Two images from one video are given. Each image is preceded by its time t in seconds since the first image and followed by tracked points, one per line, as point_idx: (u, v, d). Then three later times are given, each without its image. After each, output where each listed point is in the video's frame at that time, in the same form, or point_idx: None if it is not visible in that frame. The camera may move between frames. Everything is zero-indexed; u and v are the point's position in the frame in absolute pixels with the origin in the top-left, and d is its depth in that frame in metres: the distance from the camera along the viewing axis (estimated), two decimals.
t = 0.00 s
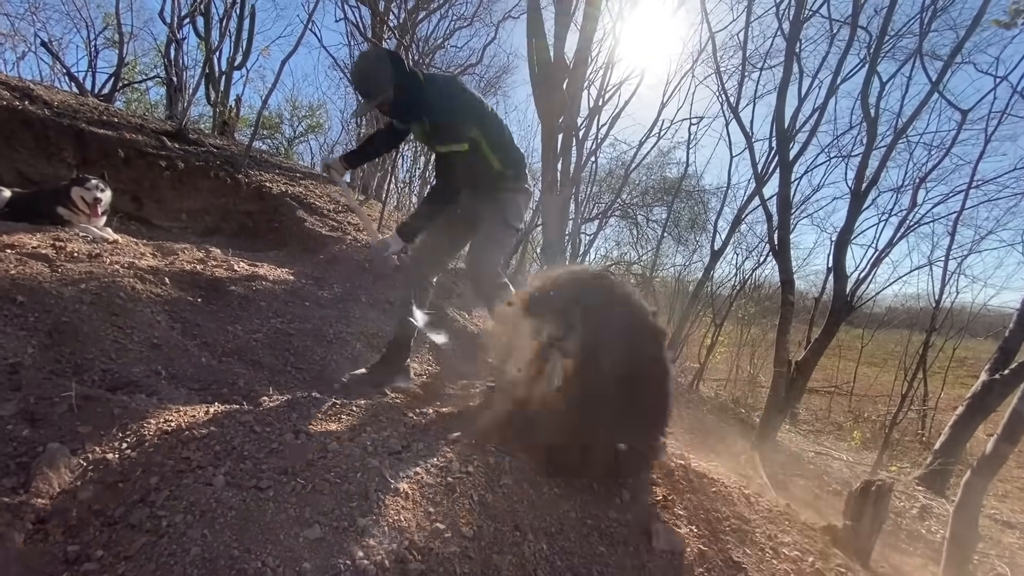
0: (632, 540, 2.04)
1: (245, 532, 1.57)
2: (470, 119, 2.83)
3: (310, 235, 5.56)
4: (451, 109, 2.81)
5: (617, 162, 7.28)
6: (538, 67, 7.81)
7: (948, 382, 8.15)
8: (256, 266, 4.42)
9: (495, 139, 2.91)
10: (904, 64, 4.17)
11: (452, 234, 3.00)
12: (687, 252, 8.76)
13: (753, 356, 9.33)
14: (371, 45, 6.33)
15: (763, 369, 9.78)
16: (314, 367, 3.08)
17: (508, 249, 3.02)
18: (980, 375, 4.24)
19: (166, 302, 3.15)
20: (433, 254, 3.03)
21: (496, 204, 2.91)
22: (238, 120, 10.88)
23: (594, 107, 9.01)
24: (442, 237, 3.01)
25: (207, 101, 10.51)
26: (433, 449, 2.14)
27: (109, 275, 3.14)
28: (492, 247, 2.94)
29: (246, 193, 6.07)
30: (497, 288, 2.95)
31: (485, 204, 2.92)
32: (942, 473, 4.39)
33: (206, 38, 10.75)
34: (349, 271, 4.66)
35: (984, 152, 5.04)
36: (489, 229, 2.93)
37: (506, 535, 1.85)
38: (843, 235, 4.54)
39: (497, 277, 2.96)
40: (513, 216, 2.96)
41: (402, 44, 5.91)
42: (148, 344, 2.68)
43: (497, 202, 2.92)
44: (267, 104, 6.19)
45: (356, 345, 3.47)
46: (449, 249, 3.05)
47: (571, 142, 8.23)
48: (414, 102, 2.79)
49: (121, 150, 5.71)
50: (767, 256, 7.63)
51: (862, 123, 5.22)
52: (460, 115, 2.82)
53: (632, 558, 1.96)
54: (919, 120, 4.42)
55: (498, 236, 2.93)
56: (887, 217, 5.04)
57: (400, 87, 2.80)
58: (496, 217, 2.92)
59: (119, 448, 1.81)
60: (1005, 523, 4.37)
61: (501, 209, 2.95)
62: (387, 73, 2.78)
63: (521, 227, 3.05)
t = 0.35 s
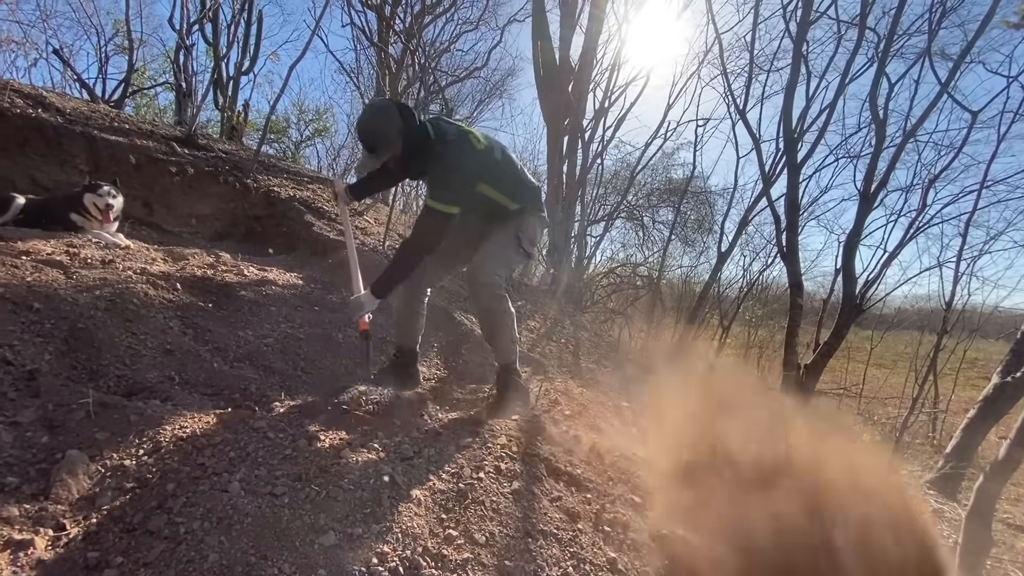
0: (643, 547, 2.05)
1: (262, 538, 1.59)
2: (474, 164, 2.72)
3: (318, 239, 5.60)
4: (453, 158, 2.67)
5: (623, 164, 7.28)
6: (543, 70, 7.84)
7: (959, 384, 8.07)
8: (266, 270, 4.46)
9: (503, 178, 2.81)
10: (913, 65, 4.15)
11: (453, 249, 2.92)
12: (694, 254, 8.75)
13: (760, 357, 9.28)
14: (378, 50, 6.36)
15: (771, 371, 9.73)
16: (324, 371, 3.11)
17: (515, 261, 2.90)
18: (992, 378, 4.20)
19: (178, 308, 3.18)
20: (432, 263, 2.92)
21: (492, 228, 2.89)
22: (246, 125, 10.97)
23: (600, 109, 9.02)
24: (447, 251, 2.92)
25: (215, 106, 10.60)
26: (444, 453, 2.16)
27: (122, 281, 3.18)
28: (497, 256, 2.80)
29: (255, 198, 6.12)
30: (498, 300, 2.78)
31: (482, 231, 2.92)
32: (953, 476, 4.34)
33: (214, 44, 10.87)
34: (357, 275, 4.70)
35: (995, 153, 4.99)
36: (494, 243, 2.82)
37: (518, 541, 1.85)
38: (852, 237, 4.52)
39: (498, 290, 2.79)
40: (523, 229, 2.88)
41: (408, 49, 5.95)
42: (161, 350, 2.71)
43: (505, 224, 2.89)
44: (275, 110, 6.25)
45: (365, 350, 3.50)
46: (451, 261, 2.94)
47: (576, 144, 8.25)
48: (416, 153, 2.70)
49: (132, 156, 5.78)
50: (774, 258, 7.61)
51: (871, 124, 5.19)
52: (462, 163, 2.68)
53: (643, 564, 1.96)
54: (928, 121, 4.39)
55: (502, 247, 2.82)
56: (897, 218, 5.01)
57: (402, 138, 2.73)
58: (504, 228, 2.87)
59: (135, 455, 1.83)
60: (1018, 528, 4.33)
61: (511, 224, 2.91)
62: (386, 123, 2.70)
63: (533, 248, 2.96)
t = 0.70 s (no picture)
0: (655, 554, 2.04)
1: (277, 543, 1.61)
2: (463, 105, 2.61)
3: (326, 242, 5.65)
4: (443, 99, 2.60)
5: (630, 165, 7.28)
6: (549, 72, 7.87)
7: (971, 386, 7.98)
8: (274, 274, 4.50)
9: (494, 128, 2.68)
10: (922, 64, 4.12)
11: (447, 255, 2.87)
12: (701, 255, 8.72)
13: (768, 359, 9.25)
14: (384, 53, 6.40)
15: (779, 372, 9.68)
16: (334, 374, 3.13)
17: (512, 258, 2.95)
18: (1006, 380, 4.16)
19: (189, 312, 3.21)
20: (430, 273, 2.87)
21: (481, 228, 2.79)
22: (253, 128, 11.06)
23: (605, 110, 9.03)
24: (441, 255, 2.85)
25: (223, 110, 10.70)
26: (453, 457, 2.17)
27: (134, 286, 3.21)
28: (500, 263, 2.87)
29: (263, 201, 6.17)
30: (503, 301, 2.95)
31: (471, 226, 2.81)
32: (966, 480, 4.30)
33: (222, 49, 10.97)
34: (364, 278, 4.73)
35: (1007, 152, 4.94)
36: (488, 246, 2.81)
37: (529, 547, 1.86)
38: (862, 238, 4.49)
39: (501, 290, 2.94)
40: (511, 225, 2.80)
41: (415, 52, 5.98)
42: (173, 354, 2.73)
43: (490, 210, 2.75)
44: (283, 114, 6.30)
45: (373, 353, 3.52)
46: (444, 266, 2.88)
47: (582, 146, 8.26)
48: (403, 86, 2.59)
49: (142, 161, 5.85)
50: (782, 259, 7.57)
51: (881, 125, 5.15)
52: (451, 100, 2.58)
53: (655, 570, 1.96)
54: (939, 121, 4.36)
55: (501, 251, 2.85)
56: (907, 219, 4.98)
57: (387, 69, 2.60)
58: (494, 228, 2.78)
59: (150, 460, 1.85)
60: None
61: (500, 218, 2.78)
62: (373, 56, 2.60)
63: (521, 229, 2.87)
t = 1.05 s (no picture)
0: (662, 553, 2.04)
1: (287, 541, 1.63)
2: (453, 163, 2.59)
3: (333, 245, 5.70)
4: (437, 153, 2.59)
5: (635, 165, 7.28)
6: (555, 73, 7.90)
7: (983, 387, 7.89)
8: (283, 276, 4.54)
9: (490, 174, 2.68)
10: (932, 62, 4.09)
11: (453, 253, 2.83)
12: (708, 256, 8.69)
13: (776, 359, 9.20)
14: (391, 56, 6.44)
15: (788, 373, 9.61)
16: (341, 375, 3.16)
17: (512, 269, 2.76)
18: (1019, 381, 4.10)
19: (200, 314, 3.25)
20: (429, 268, 2.81)
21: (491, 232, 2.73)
22: (262, 131, 11.16)
23: (611, 111, 9.04)
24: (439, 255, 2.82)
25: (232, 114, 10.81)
26: (458, 457, 2.18)
27: (146, 288, 3.25)
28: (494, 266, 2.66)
29: (272, 204, 6.24)
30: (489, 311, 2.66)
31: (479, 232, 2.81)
32: (979, 482, 4.25)
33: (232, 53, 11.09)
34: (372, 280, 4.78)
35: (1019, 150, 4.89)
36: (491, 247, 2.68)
37: (536, 547, 1.87)
38: (871, 238, 4.45)
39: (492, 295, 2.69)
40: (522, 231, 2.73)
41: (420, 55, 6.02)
42: (184, 356, 2.76)
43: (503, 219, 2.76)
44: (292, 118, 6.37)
45: (381, 354, 3.56)
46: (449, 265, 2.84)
47: (589, 146, 8.27)
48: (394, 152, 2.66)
49: (153, 165, 5.92)
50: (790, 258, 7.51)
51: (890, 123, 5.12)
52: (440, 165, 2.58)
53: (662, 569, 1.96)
54: (949, 120, 4.32)
55: (496, 255, 2.66)
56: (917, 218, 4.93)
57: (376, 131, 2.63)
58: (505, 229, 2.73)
59: (162, 460, 1.88)
60: None
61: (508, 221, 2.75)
62: (359, 117, 2.62)
63: (532, 243, 2.82)
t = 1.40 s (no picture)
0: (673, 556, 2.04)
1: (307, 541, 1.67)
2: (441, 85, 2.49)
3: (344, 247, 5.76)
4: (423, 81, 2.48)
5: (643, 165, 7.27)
6: (563, 74, 7.91)
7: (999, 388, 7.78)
8: (294, 279, 4.60)
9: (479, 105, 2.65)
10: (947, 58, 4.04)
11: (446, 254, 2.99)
12: (718, 256, 8.65)
13: (787, 358, 9.14)
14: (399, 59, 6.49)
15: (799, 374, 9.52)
16: (352, 377, 3.21)
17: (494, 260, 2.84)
18: None
19: (214, 317, 3.30)
20: (423, 275, 2.99)
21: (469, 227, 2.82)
22: (272, 134, 11.27)
23: (619, 111, 9.02)
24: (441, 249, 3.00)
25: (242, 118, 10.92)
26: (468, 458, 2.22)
27: (161, 292, 3.30)
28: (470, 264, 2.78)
29: (283, 207, 6.31)
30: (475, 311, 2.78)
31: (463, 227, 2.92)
32: (996, 484, 4.19)
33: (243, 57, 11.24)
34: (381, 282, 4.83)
35: None
36: (472, 241, 2.78)
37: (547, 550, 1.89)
38: (884, 238, 4.40)
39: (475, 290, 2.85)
40: (495, 215, 2.76)
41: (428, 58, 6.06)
42: (199, 359, 2.80)
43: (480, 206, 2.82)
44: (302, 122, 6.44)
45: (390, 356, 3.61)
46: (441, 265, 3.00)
47: (597, 147, 8.26)
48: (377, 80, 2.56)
49: (166, 169, 6.01)
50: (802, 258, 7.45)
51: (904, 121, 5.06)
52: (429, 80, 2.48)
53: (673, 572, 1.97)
54: (964, 117, 4.26)
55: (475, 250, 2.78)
56: (931, 217, 4.88)
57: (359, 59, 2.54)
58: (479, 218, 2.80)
59: (179, 462, 1.91)
60: None
61: (481, 208, 2.81)
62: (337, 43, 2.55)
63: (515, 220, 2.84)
